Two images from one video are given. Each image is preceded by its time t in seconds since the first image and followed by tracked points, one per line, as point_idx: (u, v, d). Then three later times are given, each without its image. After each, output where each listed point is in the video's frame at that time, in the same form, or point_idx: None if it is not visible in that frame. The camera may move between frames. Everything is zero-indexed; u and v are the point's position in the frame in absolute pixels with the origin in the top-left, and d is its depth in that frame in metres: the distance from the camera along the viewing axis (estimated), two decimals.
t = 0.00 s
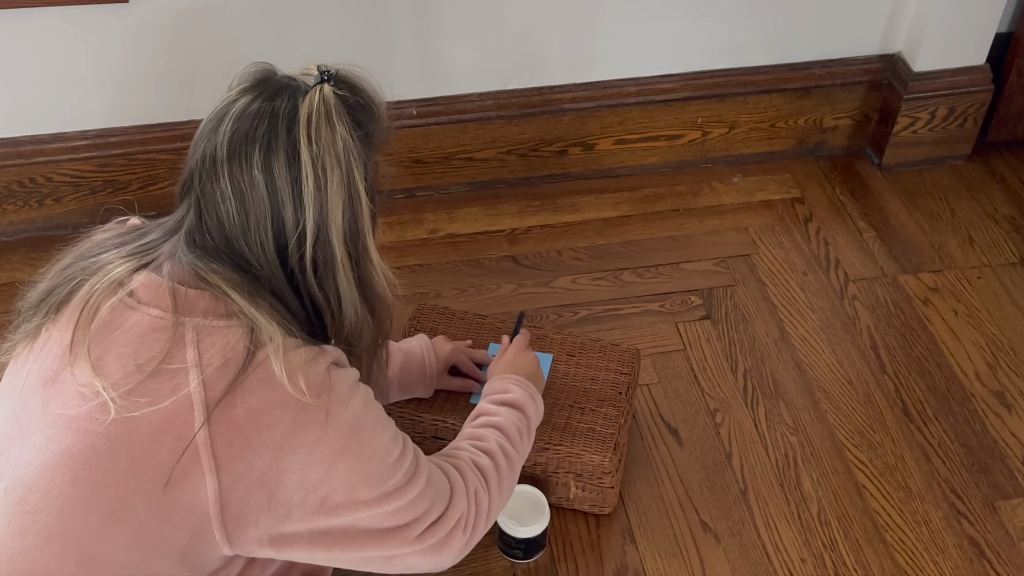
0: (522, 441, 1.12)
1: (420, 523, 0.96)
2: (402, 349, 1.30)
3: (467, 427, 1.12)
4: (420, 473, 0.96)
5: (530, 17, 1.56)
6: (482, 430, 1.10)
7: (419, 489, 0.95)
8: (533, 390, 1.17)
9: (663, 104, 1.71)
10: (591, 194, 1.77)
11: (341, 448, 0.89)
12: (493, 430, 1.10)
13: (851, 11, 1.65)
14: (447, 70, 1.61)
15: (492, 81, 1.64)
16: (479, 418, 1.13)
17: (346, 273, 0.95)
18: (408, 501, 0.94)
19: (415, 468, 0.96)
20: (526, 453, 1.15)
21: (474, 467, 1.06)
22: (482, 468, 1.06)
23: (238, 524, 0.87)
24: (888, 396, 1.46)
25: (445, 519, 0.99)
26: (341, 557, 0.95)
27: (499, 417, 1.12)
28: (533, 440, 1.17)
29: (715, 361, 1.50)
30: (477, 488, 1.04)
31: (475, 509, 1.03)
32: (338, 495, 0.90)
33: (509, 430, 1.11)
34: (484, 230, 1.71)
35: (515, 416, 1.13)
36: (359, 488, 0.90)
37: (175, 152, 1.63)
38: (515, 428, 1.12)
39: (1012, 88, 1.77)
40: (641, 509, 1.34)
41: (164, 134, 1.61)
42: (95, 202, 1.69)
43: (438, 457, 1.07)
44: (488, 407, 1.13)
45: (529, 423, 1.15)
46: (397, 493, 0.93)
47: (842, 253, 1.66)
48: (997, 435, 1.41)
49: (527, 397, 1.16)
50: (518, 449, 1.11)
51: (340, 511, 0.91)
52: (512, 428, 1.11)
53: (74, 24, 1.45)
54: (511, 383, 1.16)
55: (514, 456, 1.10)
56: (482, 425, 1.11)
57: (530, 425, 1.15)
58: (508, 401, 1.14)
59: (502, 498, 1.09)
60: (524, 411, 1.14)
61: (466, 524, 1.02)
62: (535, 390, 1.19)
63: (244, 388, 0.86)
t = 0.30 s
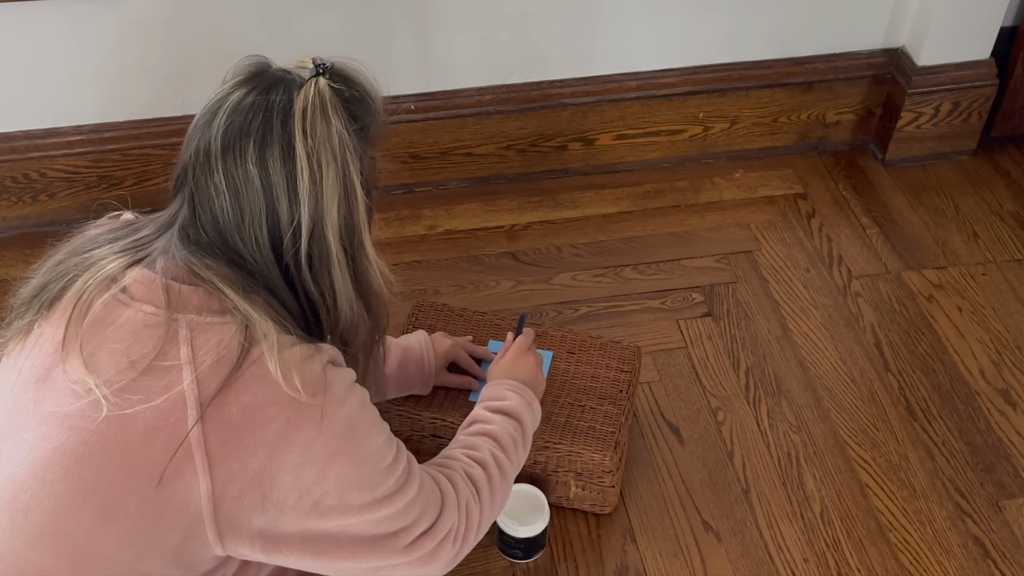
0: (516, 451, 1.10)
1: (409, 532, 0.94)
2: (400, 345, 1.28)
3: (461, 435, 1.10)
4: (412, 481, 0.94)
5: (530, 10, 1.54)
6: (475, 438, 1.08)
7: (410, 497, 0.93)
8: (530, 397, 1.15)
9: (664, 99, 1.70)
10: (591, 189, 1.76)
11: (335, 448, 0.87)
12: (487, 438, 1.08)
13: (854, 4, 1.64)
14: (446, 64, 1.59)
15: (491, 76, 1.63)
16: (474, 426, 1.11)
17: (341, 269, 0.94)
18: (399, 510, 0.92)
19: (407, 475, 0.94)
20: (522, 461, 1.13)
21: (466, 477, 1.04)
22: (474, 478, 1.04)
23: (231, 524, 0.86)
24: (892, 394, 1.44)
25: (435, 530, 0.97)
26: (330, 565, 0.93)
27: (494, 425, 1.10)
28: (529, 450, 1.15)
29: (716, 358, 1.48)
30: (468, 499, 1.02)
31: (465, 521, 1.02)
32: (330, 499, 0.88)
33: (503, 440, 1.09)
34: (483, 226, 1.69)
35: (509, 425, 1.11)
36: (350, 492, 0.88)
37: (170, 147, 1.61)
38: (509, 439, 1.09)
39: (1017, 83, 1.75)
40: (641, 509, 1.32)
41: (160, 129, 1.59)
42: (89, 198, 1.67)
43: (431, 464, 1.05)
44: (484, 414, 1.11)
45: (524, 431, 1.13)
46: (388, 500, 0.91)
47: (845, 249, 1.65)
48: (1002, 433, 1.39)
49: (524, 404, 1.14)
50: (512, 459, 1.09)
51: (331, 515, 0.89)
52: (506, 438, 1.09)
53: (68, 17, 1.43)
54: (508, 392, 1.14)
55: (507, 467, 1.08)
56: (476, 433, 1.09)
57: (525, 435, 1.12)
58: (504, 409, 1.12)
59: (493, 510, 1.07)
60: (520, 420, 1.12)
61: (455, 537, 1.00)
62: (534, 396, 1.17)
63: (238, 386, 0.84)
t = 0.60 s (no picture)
0: (510, 444, 1.09)
1: (406, 526, 0.93)
2: (397, 343, 1.26)
3: (455, 431, 1.09)
4: (408, 475, 0.93)
5: (530, 4, 1.52)
6: (469, 433, 1.07)
7: (406, 492, 0.92)
8: (522, 393, 1.14)
9: (665, 93, 1.68)
10: (592, 185, 1.74)
11: (332, 446, 0.85)
12: (480, 433, 1.07)
13: None
14: (445, 58, 1.58)
15: (490, 70, 1.61)
16: (466, 422, 1.09)
17: (337, 264, 0.92)
18: (396, 504, 0.91)
19: (404, 470, 0.93)
20: (516, 455, 1.12)
21: (462, 471, 1.02)
22: (469, 471, 1.03)
23: (228, 521, 0.84)
24: (895, 391, 1.43)
25: (432, 523, 0.96)
26: (327, 561, 0.91)
27: (487, 420, 1.09)
28: (522, 444, 1.14)
29: (717, 355, 1.47)
30: (465, 491, 1.01)
31: (463, 514, 1.00)
32: (327, 496, 0.86)
33: (497, 433, 1.08)
34: (482, 222, 1.67)
35: (503, 419, 1.09)
36: (347, 489, 0.87)
37: (166, 142, 1.59)
38: (503, 433, 1.08)
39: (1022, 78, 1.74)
40: (642, 508, 1.31)
41: (155, 124, 1.58)
42: (84, 193, 1.65)
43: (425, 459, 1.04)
44: (475, 410, 1.10)
45: (517, 425, 1.11)
46: (385, 495, 0.90)
47: (848, 246, 1.63)
48: (1007, 432, 1.38)
49: (516, 399, 1.12)
50: (506, 453, 1.08)
51: (328, 512, 0.87)
52: (500, 432, 1.08)
53: (62, 11, 1.42)
54: (499, 387, 1.13)
55: (502, 460, 1.07)
56: (469, 428, 1.08)
57: (519, 430, 1.11)
58: (496, 404, 1.11)
59: (489, 503, 1.06)
60: (513, 414, 1.11)
61: (453, 529, 0.99)
62: (524, 391, 1.15)
63: (233, 383, 0.83)
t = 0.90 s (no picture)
0: (509, 440, 1.07)
1: (407, 522, 0.91)
2: (395, 342, 1.25)
3: (452, 428, 1.07)
4: (408, 471, 0.91)
5: None
6: (467, 429, 1.06)
7: (406, 488, 0.90)
8: (518, 389, 1.12)
9: (666, 88, 1.66)
10: (592, 181, 1.72)
11: (330, 442, 0.84)
12: (478, 429, 1.06)
13: None
14: (443, 52, 1.56)
15: (489, 64, 1.59)
16: (463, 419, 1.08)
17: (335, 259, 0.91)
18: (395, 501, 0.89)
19: (403, 465, 0.91)
20: (514, 451, 1.10)
21: (461, 466, 1.01)
22: (469, 467, 1.01)
23: (226, 518, 0.82)
24: (899, 389, 1.41)
25: (432, 519, 0.94)
26: (326, 557, 0.90)
27: (484, 416, 1.07)
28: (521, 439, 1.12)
29: (719, 353, 1.45)
30: (465, 486, 0.99)
31: (462, 509, 0.99)
32: (325, 492, 0.85)
33: (495, 429, 1.06)
34: (481, 218, 1.65)
35: (500, 415, 1.08)
36: (346, 485, 0.85)
37: (161, 137, 1.57)
38: (501, 428, 1.07)
39: None
40: (643, 507, 1.29)
41: (151, 118, 1.56)
42: (78, 188, 1.63)
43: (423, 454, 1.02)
44: (473, 407, 1.08)
45: (515, 421, 1.10)
46: (384, 491, 0.88)
47: (851, 242, 1.61)
48: (1012, 430, 1.36)
49: (513, 394, 1.10)
50: (505, 448, 1.06)
51: (326, 509, 0.86)
52: (498, 427, 1.06)
53: (55, 4, 1.40)
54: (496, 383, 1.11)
55: (501, 456, 1.05)
56: (467, 425, 1.07)
57: (518, 426, 1.10)
58: (493, 399, 1.09)
59: (489, 499, 1.04)
60: (511, 410, 1.09)
61: (453, 525, 0.97)
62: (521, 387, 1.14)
63: (230, 379, 0.81)
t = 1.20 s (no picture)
0: (510, 435, 1.06)
1: (405, 521, 0.89)
2: (392, 339, 1.23)
3: (451, 422, 1.05)
4: (406, 469, 0.89)
5: None
6: (467, 424, 1.04)
7: (405, 486, 0.88)
8: (520, 381, 1.11)
9: (667, 82, 1.64)
10: (592, 176, 1.71)
11: (326, 440, 0.82)
12: (478, 424, 1.04)
13: None
14: (442, 45, 1.54)
15: (489, 58, 1.57)
16: (464, 413, 1.06)
17: (332, 255, 0.89)
18: (393, 499, 0.87)
19: (401, 463, 0.89)
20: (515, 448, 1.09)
21: (461, 463, 0.99)
22: (468, 463, 1.00)
23: (221, 518, 0.81)
24: (903, 387, 1.40)
25: (431, 516, 0.92)
26: (324, 556, 0.88)
27: (485, 411, 1.05)
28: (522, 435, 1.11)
29: (721, 350, 1.44)
30: (464, 483, 0.98)
31: (462, 506, 0.97)
32: (322, 491, 0.83)
33: (496, 424, 1.04)
34: (481, 213, 1.64)
35: (501, 410, 1.06)
36: (343, 484, 0.84)
37: (156, 132, 1.56)
38: (502, 423, 1.05)
39: None
40: (644, 506, 1.28)
41: (147, 113, 1.54)
42: (73, 184, 1.62)
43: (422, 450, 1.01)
44: (473, 401, 1.07)
45: (516, 417, 1.08)
46: (382, 490, 0.87)
47: (855, 238, 1.60)
48: (1017, 428, 1.35)
49: (515, 389, 1.09)
50: (506, 444, 1.05)
51: (323, 508, 0.84)
52: (500, 423, 1.05)
53: None
54: (497, 376, 1.09)
55: (502, 452, 1.04)
56: (467, 419, 1.05)
57: (518, 421, 1.08)
58: (495, 394, 1.08)
59: (489, 496, 1.03)
60: (512, 403, 1.08)
61: (453, 522, 0.95)
62: (524, 379, 1.12)
63: (225, 376, 0.79)
